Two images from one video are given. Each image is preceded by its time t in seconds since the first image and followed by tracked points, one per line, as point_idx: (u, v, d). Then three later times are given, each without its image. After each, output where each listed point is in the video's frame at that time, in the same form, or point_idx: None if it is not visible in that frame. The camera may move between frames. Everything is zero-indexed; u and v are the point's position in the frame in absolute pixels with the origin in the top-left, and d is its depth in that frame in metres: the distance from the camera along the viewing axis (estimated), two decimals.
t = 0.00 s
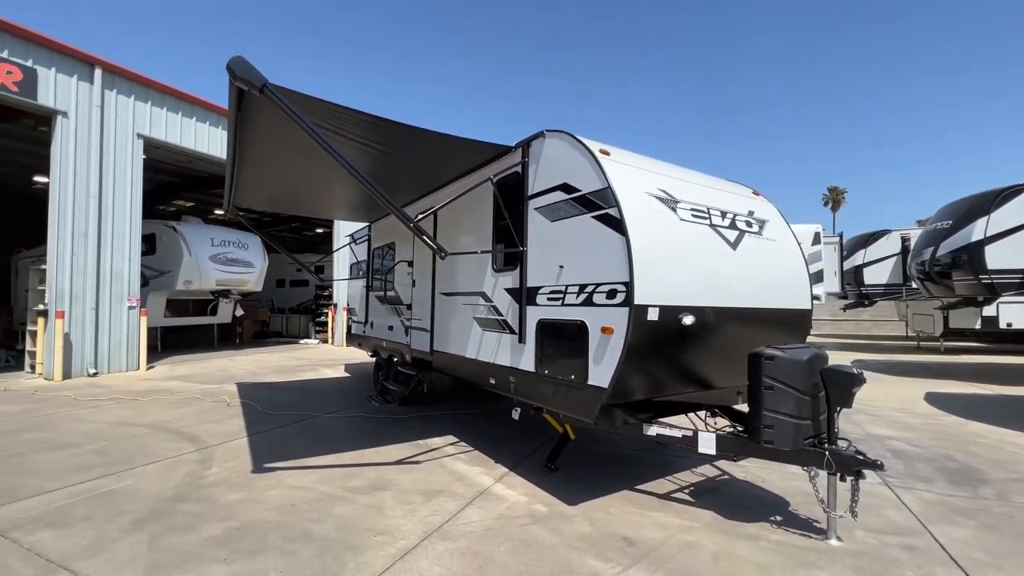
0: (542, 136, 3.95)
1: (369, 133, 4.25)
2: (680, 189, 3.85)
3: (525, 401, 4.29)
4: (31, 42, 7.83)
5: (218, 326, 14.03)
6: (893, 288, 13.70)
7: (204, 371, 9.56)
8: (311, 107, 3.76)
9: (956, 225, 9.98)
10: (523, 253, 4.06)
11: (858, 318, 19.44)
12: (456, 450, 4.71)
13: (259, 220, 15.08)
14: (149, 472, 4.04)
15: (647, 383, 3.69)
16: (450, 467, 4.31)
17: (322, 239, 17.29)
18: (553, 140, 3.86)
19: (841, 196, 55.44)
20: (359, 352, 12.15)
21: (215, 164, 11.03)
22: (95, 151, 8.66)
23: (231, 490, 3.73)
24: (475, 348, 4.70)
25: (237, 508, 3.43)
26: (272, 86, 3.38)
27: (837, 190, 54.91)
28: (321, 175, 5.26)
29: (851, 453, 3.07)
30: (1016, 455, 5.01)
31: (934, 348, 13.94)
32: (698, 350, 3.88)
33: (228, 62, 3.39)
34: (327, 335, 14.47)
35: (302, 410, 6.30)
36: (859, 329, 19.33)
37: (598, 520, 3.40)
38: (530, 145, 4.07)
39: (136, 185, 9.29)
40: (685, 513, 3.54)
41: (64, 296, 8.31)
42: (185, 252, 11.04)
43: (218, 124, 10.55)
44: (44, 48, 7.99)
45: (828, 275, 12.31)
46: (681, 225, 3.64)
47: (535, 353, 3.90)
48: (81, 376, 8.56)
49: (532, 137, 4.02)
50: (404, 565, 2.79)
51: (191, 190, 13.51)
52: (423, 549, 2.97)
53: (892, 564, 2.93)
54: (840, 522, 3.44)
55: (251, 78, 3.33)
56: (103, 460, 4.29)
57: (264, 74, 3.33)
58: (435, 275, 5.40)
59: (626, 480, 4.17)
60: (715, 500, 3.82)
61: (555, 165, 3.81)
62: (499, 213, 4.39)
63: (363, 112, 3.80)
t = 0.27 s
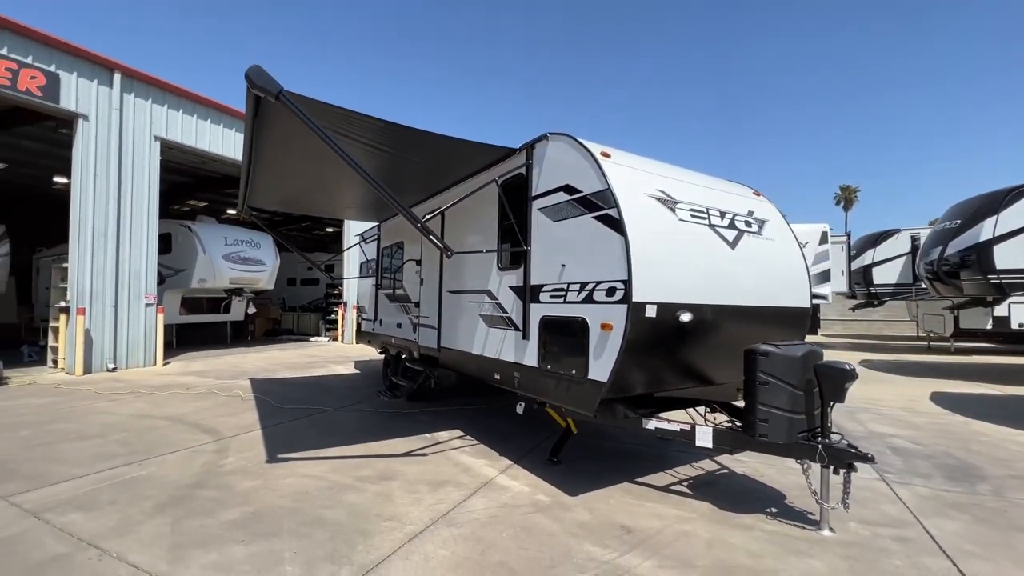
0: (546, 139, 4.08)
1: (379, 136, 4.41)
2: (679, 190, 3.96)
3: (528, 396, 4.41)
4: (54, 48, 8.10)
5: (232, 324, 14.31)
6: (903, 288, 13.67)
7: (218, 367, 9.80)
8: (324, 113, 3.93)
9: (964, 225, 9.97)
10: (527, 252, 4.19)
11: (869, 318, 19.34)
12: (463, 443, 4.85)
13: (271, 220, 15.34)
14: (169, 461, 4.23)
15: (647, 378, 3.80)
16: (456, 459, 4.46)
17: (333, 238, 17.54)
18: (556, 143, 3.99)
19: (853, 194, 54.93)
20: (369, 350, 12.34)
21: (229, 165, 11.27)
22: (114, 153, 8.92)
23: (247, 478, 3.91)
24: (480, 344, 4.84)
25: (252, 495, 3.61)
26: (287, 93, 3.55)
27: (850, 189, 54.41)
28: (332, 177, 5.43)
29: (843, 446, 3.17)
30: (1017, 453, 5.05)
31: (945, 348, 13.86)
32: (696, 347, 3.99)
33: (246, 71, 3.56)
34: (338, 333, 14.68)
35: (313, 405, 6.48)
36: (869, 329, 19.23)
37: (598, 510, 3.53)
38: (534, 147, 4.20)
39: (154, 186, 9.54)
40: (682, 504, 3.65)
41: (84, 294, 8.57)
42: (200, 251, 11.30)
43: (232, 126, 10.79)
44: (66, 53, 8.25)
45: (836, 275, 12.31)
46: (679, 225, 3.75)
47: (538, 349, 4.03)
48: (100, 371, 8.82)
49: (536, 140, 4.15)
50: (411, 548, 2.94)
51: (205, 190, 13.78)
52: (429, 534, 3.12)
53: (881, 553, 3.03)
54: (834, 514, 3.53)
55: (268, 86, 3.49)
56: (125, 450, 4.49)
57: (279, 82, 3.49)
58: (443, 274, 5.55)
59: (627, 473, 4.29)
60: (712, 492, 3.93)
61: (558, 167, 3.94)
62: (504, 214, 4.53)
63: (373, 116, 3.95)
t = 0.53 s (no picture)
0: (549, 143, 4.21)
1: (387, 141, 4.56)
2: (678, 192, 4.07)
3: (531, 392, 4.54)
4: (72, 53, 8.33)
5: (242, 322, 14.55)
6: (910, 288, 13.65)
7: (230, 364, 10.01)
8: (335, 119, 4.08)
9: (970, 226, 9.97)
10: (530, 253, 4.33)
11: (877, 319, 19.28)
12: (468, 438, 4.99)
13: (280, 219, 15.57)
14: (186, 452, 4.41)
15: (646, 375, 3.92)
16: (461, 453, 4.60)
17: (341, 238, 17.76)
18: (558, 147, 4.11)
19: (863, 194, 54.54)
20: (377, 348, 12.52)
21: (240, 166, 11.49)
22: (130, 154, 9.14)
23: (261, 469, 4.07)
24: (485, 342, 4.98)
25: (266, 484, 3.77)
26: (301, 101, 3.70)
27: (860, 189, 54.06)
28: (342, 179, 5.59)
29: (835, 442, 3.27)
30: (1015, 452, 5.11)
31: (952, 349, 13.83)
32: (694, 345, 4.10)
33: (262, 81, 3.71)
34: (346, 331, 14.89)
35: (323, 400, 6.65)
36: (877, 330, 19.17)
37: (597, 502, 3.66)
38: (538, 151, 4.33)
39: (167, 187, 9.76)
40: (679, 498, 3.77)
41: (101, 292, 8.81)
42: (212, 250, 11.52)
43: (243, 127, 11.00)
44: (84, 58, 8.48)
45: (842, 275, 12.34)
46: (677, 227, 3.87)
47: (540, 347, 4.17)
48: (116, 367, 9.05)
49: (540, 143, 4.28)
50: (417, 535, 3.08)
51: (217, 190, 14.03)
52: (434, 523, 3.26)
53: (870, 545, 3.13)
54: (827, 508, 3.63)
55: (283, 95, 3.65)
56: (144, 442, 4.68)
57: (293, 91, 3.65)
58: (449, 273, 5.70)
59: (626, 467, 4.41)
60: (709, 486, 4.04)
61: (560, 170, 4.06)
62: (508, 215, 4.67)
63: (382, 123, 4.10)
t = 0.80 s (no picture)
0: (549, 146, 4.29)
1: (391, 145, 4.66)
2: (676, 195, 4.15)
3: (531, 390, 4.63)
4: (84, 56, 8.49)
5: (249, 320, 14.72)
6: (914, 290, 13.64)
7: (237, 362, 10.16)
8: (341, 124, 4.19)
9: (974, 227, 9.97)
10: (531, 254, 4.41)
11: (882, 320, 19.22)
12: (469, 435, 5.09)
13: (287, 219, 15.73)
14: (195, 447, 4.53)
15: (644, 375, 3.99)
16: (463, 450, 4.69)
17: (347, 237, 17.91)
18: (559, 150, 4.20)
19: (871, 194, 54.23)
20: (381, 346, 12.64)
21: (248, 166, 11.64)
22: (140, 155, 9.30)
23: (268, 464, 4.18)
24: (486, 341, 5.07)
25: (273, 478, 3.88)
26: (307, 106, 3.80)
27: (868, 189, 53.75)
28: (348, 181, 5.70)
29: (827, 441, 3.34)
30: (1012, 453, 5.13)
31: (957, 351, 13.79)
32: (692, 345, 4.17)
33: (270, 87, 3.82)
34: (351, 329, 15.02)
35: (328, 398, 6.77)
36: (882, 331, 19.13)
37: (594, 498, 3.74)
38: (539, 154, 4.42)
39: (177, 187, 9.91)
40: (675, 495, 3.84)
41: (112, 290, 8.97)
42: (219, 249, 11.68)
43: (251, 128, 11.15)
44: (95, 60, 8.65)
45: (845, 276, 12.37)
46: (675, 230, 3.94)
47: (540, 346, 4.25)
48: (126, 364, 9.21)
49: (541, 147, 4.37)
50: (417, 527, 3.17)
51: (225, 190, 14.21)
52: (435, 516, 3.35)
53: (861, 541, 3.19)
54: (821, 506, 3.69)
55: (289, 100, 3.76)
56: (155, 436, 4.81)
57: (300, 96, 3.76)
58: (452, 273, 5.80)
59: (624, 465, 4.49)
60: (705, 484, 4.11)
61: (561, 173, 4.15)
62: (510, 217, 4.76)
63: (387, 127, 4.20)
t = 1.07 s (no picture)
0: (543, 148, 4.37)
1: (388, 146, 4.74)
2: (667, 197, 4.22)
3: (525, 388, 4.70)
4: (89, 56, 8.60)
5: (251, 318, 14.84)
6: (914, 291, 13.67)
7: (239, 359, 10.27)
8: (339, 126, 4.28)
9: (972, 229, 10.01)
10: (525, 254, 4.49)
11: (883, 322, 19.20)
12: (465, 432, 5.17)
13: (290, 218, 15.85)
14: (196, 441, 4.62)
15: (635, 373, 4.06)
16: (458, 446, 4.77)
17: (349, 236, 18.02)
18: (552, 152, 4.28)
19: (875, 195, 54.09)
20: (382, 345, 12.73)
21: (251, 165, 11.75)
22: (144, 154, 9.41)
23: (266, 458, 4.27)
24: (482, 339, 5.15)
25: (271, 472, 3.97)
26: (305, 109, 3.90)
27: (872, 190, 53.60)
28: (347, 181, 5.78)
29: (812, 438, 3.41)
30: (1002, 453, 5.18)
31: (958, 352, 13.79)
32: (683, 345, 4.24)
33: (269, 90, 3.91)
34: (352, 328, 15.13)
35: (328, 395, 6.86)
36: (883, 333, 19.11)
37: (584, 494, 3.82)
38: (533, 156, 4.50)
39: (180, 186, 10.02)
40: (664, 491, 3.91)
41: (115, 287, 9.08)
42: (222, 248, 11.79)
43: (253, 128, 11.26)
44: (100, 61, 8.76)
45: (844, 277, 12.41)
46: (665, 231, 4.02)
47: (533, 345, 4.33)
48: (130, 361, 9.32)
49: (535, 149, 4.45)
50: (410, 520, 3.25)
51: (228, 189, 14.33)
52: (427, 509, 3.44)
53: (844, 537, 3.25)
54: (807, 503, 3.76)
55: (287, 103, 3.85)
56: (156, 431, 4.91)
57: (298, 99, 3.85)
58: (449, 273, 5.88)
59: (616, 462, 4.56)
60: (695, 481, 4.17)
61: (554, 174, 4.22)
62: (505, 218, 4.84)
63: (383, 129, 4.29)
